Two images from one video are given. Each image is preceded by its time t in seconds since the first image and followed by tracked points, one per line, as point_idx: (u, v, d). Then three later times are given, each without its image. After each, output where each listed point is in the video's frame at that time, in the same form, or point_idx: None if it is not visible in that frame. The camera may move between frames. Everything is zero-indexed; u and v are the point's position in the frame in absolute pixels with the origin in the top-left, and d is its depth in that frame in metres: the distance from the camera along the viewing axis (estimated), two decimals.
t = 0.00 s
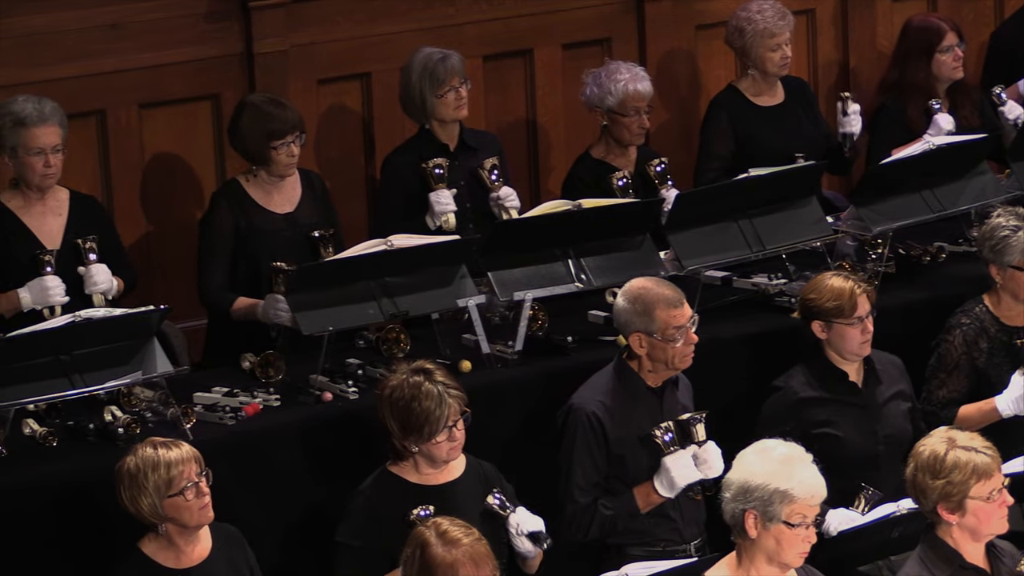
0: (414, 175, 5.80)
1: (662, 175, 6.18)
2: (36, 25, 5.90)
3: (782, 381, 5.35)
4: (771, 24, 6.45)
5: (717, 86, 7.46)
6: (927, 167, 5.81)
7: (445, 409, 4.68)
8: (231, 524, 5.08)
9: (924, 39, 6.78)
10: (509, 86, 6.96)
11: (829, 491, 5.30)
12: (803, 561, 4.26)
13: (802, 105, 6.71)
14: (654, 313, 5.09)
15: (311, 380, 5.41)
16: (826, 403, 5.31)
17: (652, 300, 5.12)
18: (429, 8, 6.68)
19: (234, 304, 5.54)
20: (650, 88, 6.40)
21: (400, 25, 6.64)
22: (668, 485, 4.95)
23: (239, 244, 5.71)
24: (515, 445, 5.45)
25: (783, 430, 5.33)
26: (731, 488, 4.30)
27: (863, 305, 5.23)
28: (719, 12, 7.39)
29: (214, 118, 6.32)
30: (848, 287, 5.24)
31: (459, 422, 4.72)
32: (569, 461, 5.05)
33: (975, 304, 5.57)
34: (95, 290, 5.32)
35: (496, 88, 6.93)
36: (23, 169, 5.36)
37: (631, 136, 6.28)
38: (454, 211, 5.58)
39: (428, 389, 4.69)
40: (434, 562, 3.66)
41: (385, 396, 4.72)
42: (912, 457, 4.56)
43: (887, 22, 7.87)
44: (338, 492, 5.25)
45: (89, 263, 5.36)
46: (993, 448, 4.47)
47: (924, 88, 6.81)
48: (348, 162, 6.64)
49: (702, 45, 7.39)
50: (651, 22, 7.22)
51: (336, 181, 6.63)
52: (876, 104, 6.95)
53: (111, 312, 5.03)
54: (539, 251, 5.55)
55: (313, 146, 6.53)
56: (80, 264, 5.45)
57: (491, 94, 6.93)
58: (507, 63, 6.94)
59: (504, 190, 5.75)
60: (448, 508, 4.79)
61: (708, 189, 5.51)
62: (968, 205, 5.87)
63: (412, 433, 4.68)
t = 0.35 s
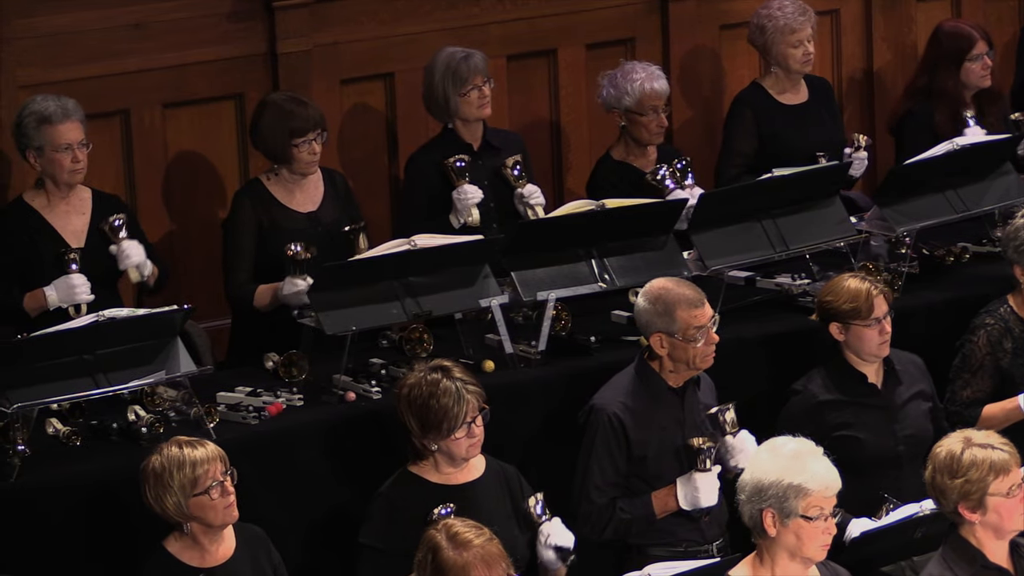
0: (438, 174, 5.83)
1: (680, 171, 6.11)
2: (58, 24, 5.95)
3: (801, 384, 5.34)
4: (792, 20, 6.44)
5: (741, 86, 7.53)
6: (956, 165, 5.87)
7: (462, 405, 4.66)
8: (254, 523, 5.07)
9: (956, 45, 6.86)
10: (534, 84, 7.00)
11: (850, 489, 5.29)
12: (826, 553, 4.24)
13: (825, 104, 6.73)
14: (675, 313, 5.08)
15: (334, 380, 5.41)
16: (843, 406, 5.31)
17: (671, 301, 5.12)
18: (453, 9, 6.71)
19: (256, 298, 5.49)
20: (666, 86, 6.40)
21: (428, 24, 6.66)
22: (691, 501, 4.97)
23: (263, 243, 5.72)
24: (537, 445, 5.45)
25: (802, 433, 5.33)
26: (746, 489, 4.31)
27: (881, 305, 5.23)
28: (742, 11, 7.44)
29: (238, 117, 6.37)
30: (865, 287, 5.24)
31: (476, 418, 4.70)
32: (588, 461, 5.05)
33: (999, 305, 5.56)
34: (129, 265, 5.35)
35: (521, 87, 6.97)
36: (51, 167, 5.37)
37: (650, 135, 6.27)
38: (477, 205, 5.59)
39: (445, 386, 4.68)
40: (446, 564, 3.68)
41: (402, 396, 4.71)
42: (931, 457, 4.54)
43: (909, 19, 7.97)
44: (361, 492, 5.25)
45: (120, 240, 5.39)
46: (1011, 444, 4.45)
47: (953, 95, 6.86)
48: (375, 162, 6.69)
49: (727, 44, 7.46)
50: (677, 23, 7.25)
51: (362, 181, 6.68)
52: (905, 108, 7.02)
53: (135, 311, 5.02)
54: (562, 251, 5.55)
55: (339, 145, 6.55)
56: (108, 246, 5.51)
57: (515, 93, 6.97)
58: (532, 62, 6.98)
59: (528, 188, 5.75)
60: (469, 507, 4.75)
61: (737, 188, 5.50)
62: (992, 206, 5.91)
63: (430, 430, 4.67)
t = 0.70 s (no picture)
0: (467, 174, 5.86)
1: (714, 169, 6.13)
2: (86, 24, 5.96)
3: (823, 384, 5.34)
4: (816, 16, 6.46)
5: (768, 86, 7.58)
6: (984, 165, 5.88)
7: (484, 403, 4.66)
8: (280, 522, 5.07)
9: (987, 46, 7.00)
10: (563, 86, 7.05)
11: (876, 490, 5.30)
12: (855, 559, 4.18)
13: (851, 103, 6.74)
14: (695, 313, 5.07)
15: (361, 379, 5.41)
16: (864, 408, 5.30)
17: (692, 300, 5.11)
18: (479, 7, 6.77)
19: (274, 295, 5.51)
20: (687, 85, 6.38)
21: (452, 24, 6.72)
22: (711, 487, 4.97)
23: (290, 242, 5.73)
24: (564, 444, 5.45)
25: (825, 434, 5.33)
26: (774, 496, 4.23)
27: (901, 305, 5.23)
28: (768, 12, 7.48)
29: (266, 117, 6.42)
30: (885, 289, 5.24)
31: (499, 414, 4.69)
32: (611, 460, 5.03)
33: None
34: (166, 232, 5.46)
35: (549, 88, 7.02)
36: (77, 167, 5.37)
37: (674, 133, 6.26)
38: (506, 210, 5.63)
39: (468, 384, 4.68)
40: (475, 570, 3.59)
41: (423, 398, 4.71)
42: (962, 458, 4.50)
43: (936, 18, 7.99)
44: (387, 490, 5.24)
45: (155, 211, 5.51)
46: None
47: (986, 96, 7.03)
48: (402, 161, 6.73)
49: (754, 44, 7.50)
50: (703, 24, 7.31)
51: (390, 180, 6.72)
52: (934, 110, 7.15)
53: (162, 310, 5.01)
54: (589, 252, 5.55)
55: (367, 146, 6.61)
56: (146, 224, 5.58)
57: (542, 94, 7.01)
58: (559, 62, 7.04)
59: (556, 190, 5.78)
60: (494, 508, 4.73)
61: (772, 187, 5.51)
62: (1020, 206, 5.92)
63: (455, 428, 4.66)
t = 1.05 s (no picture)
0: (495, 173, 5.88)
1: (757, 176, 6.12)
2: (114, 24, 5.97)
3: (846, 383, 5.33)
4: (843, 14, 6.47)
5: (795, 86, 7.60)
6: (1010, 165, 5.90)
7: (509, 408, 4.65)
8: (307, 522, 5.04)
9: (1014, 42, 7.03)
10: (592, 85, 7.08)
11: (903, 491, 5.29)
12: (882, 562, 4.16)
13: (879, 102, 6.74)
14: (725, 314, 5.05)
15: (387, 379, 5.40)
16: (886, 407, 5.29)
17: (721, 301, 5.08)
18: (507, 6, 6.80)
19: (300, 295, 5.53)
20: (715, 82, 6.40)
21: (478, 23, 6.75)
22: (735, 481, 4.94)
23: (319, 242, 5.74)
24: (592, 444, 5.44)
25: (847, 434, 5.32)
26: (803, 495, 4.21)
27: (925, 305, 5.19)
28: (796, 13, 7.52)
29: (294, 117, 6.46)
30: (908, 289, 5.21)
31: (524, 419, 4.69)
32: (636, 459, 5.01)
33: None
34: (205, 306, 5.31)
35: (577, 88, 7.04)
36: (107, 167, 5.37)
37: (702, 132, 6.26)
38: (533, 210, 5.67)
39: (492, 388, 4.67)
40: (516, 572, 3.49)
41: (448, 401, 4.70)
42: (995, 456, 4.43)
43: (963, 17, 8.00)
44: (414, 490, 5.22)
45: (203, 278, 5.33)
46: None
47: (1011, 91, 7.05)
48: (429, 161, 6.77)
49: (782, 44, 7.53)
50: (732, 23, 7.33)
51: (417, 178, 6.75)
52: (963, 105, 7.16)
53: (191, 309, 4.99)
54: (616, 252, 5.54)
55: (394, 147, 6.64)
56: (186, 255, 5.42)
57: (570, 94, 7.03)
58: (588, 62, 7.06)
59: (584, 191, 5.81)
60: (517, 511, 4.71)
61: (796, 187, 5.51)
62: None
63: (479, 432, 4.64)
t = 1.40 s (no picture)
0: (501, 173, 5.89)
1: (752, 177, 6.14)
2: (119, 23, 5.97)
3: (847, 381, 5.33)
4: (851, 13, 6.48)
5: (802, 86, 7.60)
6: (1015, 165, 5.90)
7: (513, 401, 4.65)
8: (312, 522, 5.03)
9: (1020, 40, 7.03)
10: (599, 86, 7.09)
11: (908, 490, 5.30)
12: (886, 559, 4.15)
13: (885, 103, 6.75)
14: (730, 315, 5.05)
15: (395, 378, 5.40)
16: (887, 404, 5.29)
17: (727, 301, 5.07)
18: (513, 6, 6.80)
19: (303, 294, 5.50)
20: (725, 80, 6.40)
21: (484, 23, 6.76)
22: (740, 479, 4.93)
23: (325, 241, 5.74)
24: (597, 443, 5.44)
25: (851, 432, 5.32)
26: (806, 495, 4.20)
27: (926, 302, 5.19)
28: (803, 12, 7.51)
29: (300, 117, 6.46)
30: (910, 287, 5.20)
31: (527, 413, 4.68)
32: (640, 458, 5.03)
33: None
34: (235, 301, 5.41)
35: (583, 88, 7.05)
36: (105, 167, 5.39)
37: (713, 131, 6.26)
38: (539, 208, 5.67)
39: (495, 381, 4.68)
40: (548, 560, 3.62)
41: (450, 397, 4.70)
42: (1003, 453, 4.40)
43: (970, 17, 8.02)
44: (418, 489, 5.21)
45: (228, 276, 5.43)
46: None
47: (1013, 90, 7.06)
48: (434, 160, 6.77)
49: (789, 43, 7.53)
50: (738, 22, 7.34)
51: (422, 178, 6.75)
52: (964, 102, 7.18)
53: (196, 309, 4.96)
54: (623, 251, 5.53)
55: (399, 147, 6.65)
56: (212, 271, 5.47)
57: (576, 93, 7.04)
58: (595, 62, 7.07)
59: (591, 189, 5.80)
60: (520, 506, 4.70)
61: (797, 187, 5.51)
62: None
63: (482, 426, 4.64)
